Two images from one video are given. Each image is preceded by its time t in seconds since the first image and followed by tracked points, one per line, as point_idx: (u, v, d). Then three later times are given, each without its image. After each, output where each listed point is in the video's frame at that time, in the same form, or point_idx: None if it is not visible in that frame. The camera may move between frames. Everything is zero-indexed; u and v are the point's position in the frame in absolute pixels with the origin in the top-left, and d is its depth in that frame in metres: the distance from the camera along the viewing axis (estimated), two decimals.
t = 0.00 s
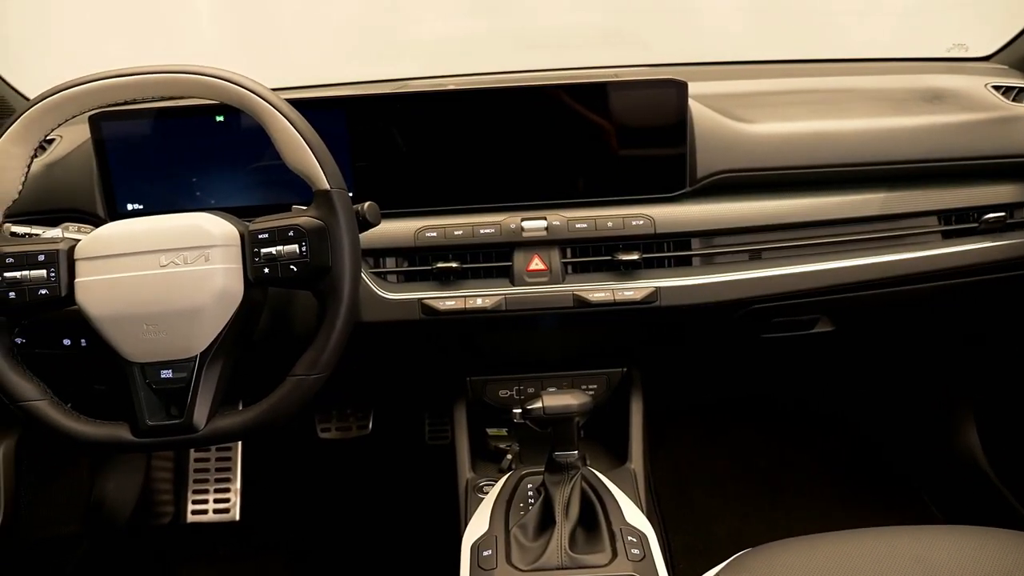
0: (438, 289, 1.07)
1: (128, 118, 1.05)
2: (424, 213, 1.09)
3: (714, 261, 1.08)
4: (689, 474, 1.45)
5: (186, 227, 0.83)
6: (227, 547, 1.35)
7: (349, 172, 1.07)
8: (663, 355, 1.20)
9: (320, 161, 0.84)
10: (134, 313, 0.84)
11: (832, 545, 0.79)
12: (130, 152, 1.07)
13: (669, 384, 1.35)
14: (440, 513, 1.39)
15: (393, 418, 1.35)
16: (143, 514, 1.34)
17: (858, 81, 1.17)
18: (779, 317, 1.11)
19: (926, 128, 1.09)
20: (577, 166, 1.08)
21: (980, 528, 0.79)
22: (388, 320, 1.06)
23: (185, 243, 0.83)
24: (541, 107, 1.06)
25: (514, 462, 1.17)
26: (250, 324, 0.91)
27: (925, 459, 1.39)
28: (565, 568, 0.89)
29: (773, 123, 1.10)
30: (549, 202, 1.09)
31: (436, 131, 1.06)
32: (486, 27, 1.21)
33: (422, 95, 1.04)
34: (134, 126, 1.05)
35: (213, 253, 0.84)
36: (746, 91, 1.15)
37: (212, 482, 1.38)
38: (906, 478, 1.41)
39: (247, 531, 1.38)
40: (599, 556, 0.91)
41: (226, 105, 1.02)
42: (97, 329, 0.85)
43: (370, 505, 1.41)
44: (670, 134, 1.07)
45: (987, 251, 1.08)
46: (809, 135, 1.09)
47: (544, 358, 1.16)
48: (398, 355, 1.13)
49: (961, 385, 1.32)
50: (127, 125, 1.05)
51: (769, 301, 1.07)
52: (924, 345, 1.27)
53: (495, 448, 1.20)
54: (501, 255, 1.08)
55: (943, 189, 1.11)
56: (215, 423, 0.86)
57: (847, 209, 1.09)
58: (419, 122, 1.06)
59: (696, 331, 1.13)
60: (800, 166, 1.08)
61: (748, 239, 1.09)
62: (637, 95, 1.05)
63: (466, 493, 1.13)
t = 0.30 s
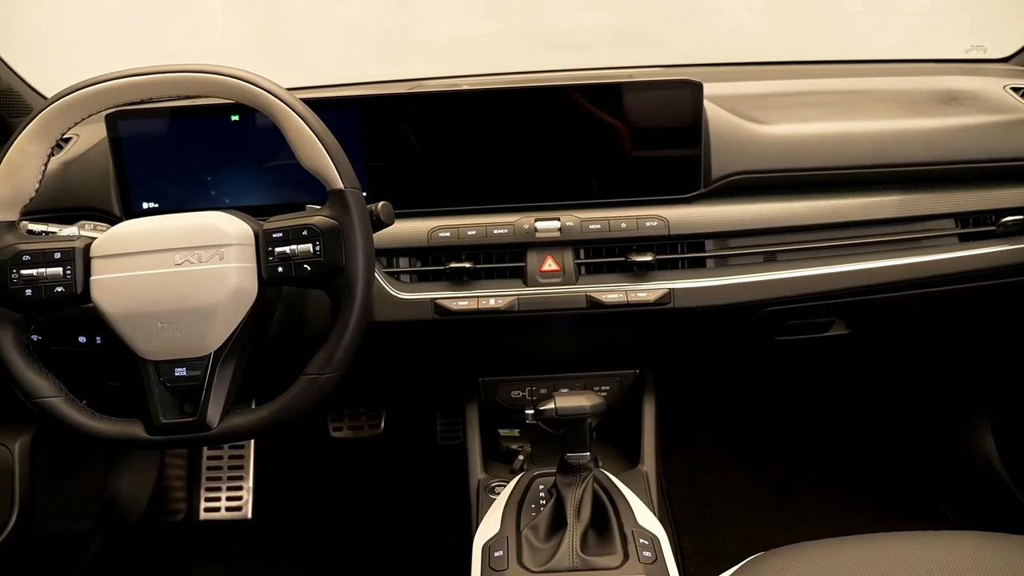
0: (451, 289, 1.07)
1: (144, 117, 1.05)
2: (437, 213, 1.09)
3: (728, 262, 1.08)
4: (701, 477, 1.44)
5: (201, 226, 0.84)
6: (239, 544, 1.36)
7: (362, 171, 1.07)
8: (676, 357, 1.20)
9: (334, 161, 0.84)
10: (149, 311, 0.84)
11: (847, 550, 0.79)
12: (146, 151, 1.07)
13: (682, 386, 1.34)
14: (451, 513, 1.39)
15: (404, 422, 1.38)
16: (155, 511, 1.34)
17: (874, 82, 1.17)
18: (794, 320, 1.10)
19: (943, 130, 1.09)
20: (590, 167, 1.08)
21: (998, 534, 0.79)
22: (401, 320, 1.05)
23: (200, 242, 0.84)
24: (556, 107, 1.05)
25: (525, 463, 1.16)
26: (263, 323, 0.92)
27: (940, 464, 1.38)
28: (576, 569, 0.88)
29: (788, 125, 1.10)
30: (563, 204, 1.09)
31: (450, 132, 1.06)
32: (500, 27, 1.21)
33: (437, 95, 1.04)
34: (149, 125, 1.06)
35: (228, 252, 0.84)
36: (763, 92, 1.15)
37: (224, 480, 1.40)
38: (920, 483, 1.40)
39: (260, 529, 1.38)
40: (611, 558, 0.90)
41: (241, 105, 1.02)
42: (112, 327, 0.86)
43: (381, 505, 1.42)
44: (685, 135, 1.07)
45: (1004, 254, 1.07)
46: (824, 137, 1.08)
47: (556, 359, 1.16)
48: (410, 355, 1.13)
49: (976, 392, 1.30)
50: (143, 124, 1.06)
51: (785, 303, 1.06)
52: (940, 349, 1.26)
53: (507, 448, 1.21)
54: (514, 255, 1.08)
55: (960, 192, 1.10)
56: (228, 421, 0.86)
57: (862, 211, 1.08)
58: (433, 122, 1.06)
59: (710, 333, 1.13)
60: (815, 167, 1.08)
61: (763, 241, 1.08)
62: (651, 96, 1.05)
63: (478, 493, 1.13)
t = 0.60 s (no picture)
0: (464, 289, 1.06)
1: (160, 116, 1.06)
2: (452, 213, 1.09)
3: (742, 265, 1.07)
4: (712, 479, 1.43)
5: (216, 225, 0.84)
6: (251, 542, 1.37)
7: (376, 171, 1.08)
8: (689, 359, 1.19)
9: (347, 161, 0.84)
10: (162, 309, 0.84)
11: (860, 555, 0.78)
12: (161, 150, 1.08)
13: (694, 389, 1.34)
14: (462, 513, 1.39)
15: (416, 421, 1.37)
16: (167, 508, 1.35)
17: (891, 84, 1.17)
18: (808, 323, 1.10)
19: (960, 132, 1.08)
20: (604, 168, 1.08)
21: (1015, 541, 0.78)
22: (414, 320, 1.06)
23: (215, 240, 0.84)
24: (570, 108, 1.05)
25: (537, 464, 1.16)
26: (277, 321, 0.92)
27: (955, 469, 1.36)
28: (586, 572, 0.88)
29: (803, 126, 1.10)
30: (576, 206, 1.09)
31: (464, 133, 1.07)
32: (515, 27, 1.21)
33: (451, 95, 1.04)
34: (165, 124, 1.06)
35: (242, 251, 0.84)
36: (778, 93, 1.15)
37: (237, 478, 1.41)
38: (934, 487, 1.39)
39: (273, 527, 1.39)
40: (622, 560, 0.89)
41: (256, 104, 1.03)
42: (127, 325, 0.86)
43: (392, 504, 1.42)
44: (699, 136, 1.06)
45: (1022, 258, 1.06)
46: (839, 139, 1.08)
47: (568, 360, 1.16)
48: (422, 355, 1.13)
49: (991, 398, 1.29)
50: (159, 123, 1.06)
51: (799, 306, 1.05)
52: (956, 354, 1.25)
53: (518, 449, 1.21)
54: (527, 256, 1.08)
55: (976, 195, 1.09)
56: (241, 420, 0.86)
57: (876, 214, 1.08)
58: (447, 122, 1.06)
59: (723, 336, 1.12)
60: (829, 170, 1.08)
61: (777, 243, 1.08)
62: (665, 97, 1.05)
63: (489, 494, 1.13)
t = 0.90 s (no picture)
0: (477, 290, 1.06)
1: (176, 115, 1.07)
2: (465, 213, 1.09)
3: (756, 267, 1.07)
4: (724, 483, 1.43)
5: (231, 223, 0.84)
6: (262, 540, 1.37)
7: (390, 171, 1.08)
8: (702, 362, 1.18)
9: (362, 160, 0.84)
10: (177, 307, 0.85)
11: (875, 561, 0.78)
12: (177, 149, 1.08)
13: (707, 392, 1.33)
14: (472, 513, 1.39)
15: (427, 422, 1.39)
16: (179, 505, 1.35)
17: (904, 87, 1.19)
18: (823, 326, 1.09)
19: (978, 135, 1.07)
20: (618, 171, 1.08)
21: None
22: (427, 319, 1.06)
23: (229, 239, 0.84)
24: (585, 109, 1.05)
25: (549, 465, 1.16)
26: (290, 320, 0.92)
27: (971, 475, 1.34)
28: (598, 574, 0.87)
29: (819, 128, 1.09)
30: (589, 206, 1.08)
31: (478, 133, 1.07)
32: (530, 28, 1.21)
33: (466, 96, 1.04)
34: (181, 123, 1.07)
35: (256, 250, 0.84)
36: (793, 95, 1.16)
37: (249, 476, 1.43)
38: (948, 493, 1.38)
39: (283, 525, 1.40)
40: (634, 563, 0.89)
41: (271, 104, 1.03)
42: (141, 322, 0.87)
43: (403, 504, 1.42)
44: (714, 138, 1.06)
45: None
46: (856, 141, 1.07)
47: (580, 362, 1.16)
48: (435, 355, 1.13)
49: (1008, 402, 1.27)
50: (175, 122, 1.07)
51: (814, 309, 1.05)
52: (972, 359, 1.24)
53: (530, 450, 1.20)
54: (540, 257, 1.08)
55: (994, 199, 1.08)
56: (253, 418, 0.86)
57: (893, 217, 1.07)
58: (462, 123, 1.06)
59: (737, 339, 1.12)
60: (846, 172, 1.07)
61: (792, 246, 1.07)
62: (680, 98, 1.04)
63: (500, 495, 1.12)
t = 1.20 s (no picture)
0: (491, 291, 1.06)
1: (193, 113, 1.07)
2: (479, 214, 1.09)
3: (771, 271, 1.06)
4: (736, 487, 1.42)
5: (246, 222, 0.85)
6: (274, 538, 1.38)
7: (405, 171, 1.08)
8: (717, 365, 1.18)
9: (376, 159, 0.84)
10: (192, 305, 0.85)
11: (889, 569, 0.77)
12: (194, 147, 1.09)
13: (720, 395, 1.32)
14: (483, 514, 1.39)
15: (439, 420, 1.38)
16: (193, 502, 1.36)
17: (924, 91, 1.18)
18: (839, 331, 1.08)
19: (997, 139, 1.06)
20: (632, 173, 1.08)
21: None
22: (440, 320, 1.06)
23: (245, 238, 0.85)
24: (600, 111, 1.05)
25: (560, 468, 1.16)
26: (304, 319, 0.92)
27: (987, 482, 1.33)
28: None
29: (837, 132, 1.08)
30: (604, 209, 1.08)
31: (493, 134, 1.07)
32: (546, 29, 1.21)
33: (481, 97, 1.04)
34: (198, 121, 1.08)
35: (271, 249, 0.85)
36: (810, 97, 1.15)
37: (262, 473, 1.43)
38: (962, 500, 1.37)
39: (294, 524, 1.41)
40: (645, 566, 0.89)
41: (288, 103, 1.04)
42: (157, 319, 0.87)
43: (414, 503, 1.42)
44: (730, 141, 1.05)
45: None
46: (873, 145, 1.06)
47: (593, 364, 1.15)
48: (448, 356, 1.13)
49: None
50: (192, 121, 1.08)
51: (829, 313, 1.04)
52: (989, 365, 1.23)
53: (542, 452, 1.20)
54: (554, 258, 1.07)
55: (1013, 205, 1.07)
56: (267, 416, 0.87)
57: (910, 222, 1.06)
58: (477, 123, 1.06)
59: (751, 343, 1.11)
60: (863, 176, 1.06)
61: (808, 250, 1.07)
62: (696, 100, 1.04)
63: (512, 497, 1.12)
